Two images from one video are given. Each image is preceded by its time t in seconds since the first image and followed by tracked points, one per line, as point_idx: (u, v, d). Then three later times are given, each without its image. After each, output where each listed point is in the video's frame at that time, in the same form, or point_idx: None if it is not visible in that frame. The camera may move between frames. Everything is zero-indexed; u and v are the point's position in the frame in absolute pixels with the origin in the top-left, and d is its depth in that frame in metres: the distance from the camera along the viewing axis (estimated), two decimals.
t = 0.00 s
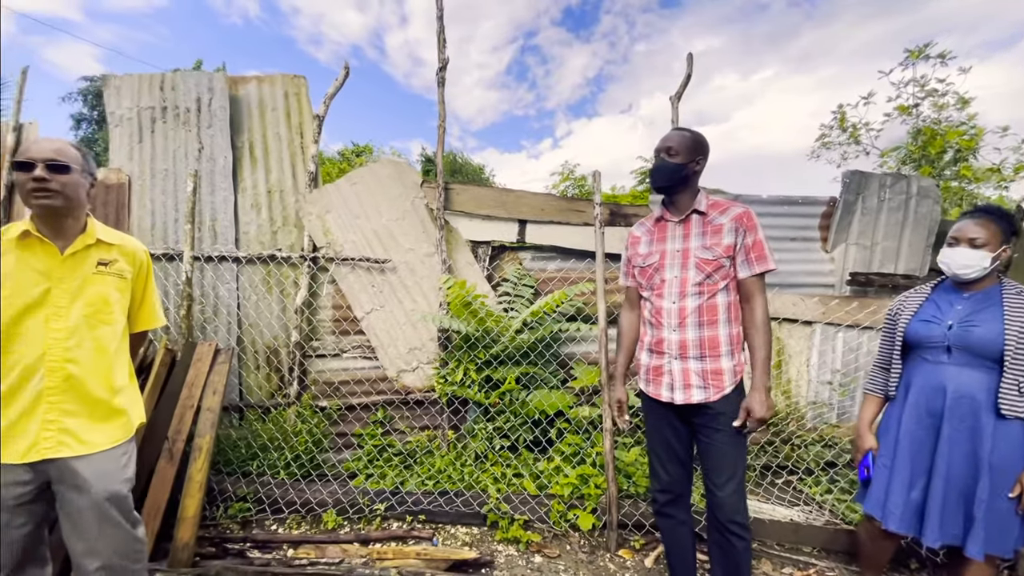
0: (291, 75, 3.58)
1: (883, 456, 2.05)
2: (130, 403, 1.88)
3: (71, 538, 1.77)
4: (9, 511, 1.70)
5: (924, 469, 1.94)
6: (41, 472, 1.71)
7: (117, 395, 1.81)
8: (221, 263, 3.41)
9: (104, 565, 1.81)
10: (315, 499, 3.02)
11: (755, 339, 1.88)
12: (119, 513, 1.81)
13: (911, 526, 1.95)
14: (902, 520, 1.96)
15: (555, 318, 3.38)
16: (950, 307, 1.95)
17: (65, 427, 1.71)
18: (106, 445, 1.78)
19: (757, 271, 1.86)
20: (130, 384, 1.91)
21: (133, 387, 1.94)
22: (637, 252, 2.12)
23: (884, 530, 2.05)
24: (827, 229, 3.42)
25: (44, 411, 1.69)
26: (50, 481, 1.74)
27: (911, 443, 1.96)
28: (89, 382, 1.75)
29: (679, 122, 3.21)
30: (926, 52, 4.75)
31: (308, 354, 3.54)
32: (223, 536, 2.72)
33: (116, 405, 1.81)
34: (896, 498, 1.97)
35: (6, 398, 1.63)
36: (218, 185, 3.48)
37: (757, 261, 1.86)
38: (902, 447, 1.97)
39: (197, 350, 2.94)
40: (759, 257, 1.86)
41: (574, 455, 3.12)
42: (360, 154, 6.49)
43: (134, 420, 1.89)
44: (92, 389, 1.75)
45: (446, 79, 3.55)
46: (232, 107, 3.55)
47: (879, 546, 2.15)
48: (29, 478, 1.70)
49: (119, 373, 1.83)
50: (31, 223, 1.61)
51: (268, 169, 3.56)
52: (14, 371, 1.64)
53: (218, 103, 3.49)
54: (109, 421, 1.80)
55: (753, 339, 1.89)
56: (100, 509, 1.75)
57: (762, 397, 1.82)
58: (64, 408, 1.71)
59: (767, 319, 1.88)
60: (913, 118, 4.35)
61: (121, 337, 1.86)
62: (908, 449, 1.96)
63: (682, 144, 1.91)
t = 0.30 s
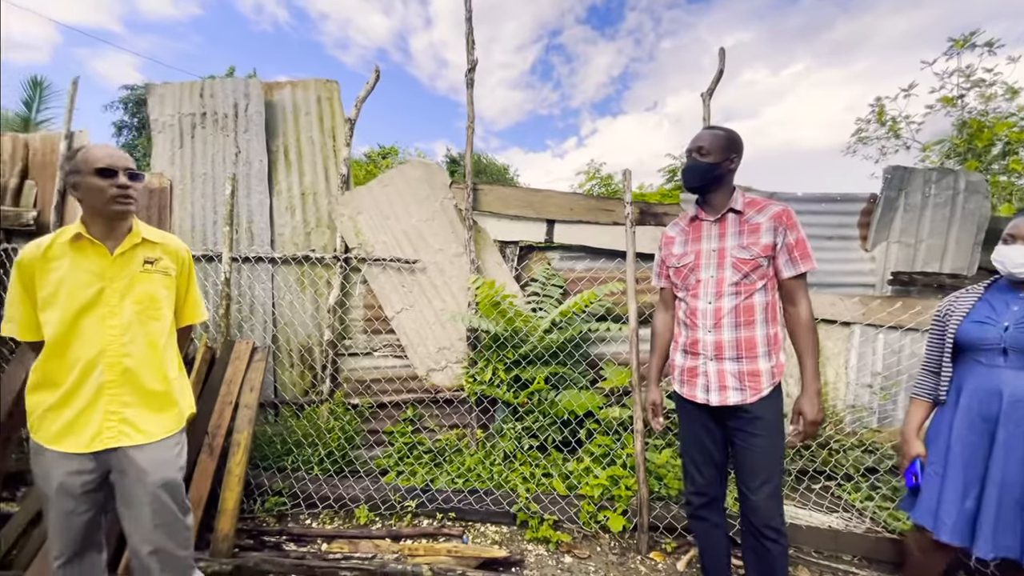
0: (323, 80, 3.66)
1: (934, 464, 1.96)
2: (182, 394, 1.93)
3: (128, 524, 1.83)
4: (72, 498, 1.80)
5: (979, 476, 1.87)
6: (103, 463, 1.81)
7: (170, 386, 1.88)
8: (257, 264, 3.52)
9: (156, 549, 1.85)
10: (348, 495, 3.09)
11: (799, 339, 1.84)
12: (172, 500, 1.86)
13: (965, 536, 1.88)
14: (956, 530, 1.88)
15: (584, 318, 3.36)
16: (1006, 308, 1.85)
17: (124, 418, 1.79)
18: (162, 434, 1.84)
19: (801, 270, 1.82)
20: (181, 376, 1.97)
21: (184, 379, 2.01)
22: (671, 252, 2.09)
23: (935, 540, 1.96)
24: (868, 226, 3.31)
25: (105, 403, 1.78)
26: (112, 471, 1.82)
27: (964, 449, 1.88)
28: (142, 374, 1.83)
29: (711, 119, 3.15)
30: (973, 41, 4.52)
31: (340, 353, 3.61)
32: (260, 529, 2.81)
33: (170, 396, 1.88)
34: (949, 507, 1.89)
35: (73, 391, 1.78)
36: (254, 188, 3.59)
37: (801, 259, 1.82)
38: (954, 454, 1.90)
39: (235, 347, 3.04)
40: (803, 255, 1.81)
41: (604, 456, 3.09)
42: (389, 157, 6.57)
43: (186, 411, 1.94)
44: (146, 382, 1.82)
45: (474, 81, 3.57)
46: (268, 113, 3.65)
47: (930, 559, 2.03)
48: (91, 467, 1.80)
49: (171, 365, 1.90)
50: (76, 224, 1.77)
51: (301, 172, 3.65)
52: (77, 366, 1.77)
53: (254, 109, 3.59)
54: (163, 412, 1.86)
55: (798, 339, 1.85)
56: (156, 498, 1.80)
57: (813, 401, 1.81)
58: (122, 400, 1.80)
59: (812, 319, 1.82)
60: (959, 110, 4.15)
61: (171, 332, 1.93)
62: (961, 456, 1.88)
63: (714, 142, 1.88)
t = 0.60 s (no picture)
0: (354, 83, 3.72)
1: (986, 472, 1.87)
2: (242, 386, 2.03)
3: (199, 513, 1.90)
4: (149, 488, 1.86)
5: None
6: (178, 452, 1.89)
7: (233, 377, 1.97)
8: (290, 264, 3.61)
9: (219, 536, 1.94)
10: (379, 491, 3.14)
11: (835, 339, 1.77)
12: (230, 487, 1.95)
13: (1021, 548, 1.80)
14: (1011, 542, 1.80)
15: (613, 318, 3.34)
16: None
17: (197, 409, 1.88)
18: (230, 423, 1.95)
19: (839, 268, 1.75)
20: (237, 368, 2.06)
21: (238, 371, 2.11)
22: (706, 250, 2.05)
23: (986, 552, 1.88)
24: (910, 223, 3.18)
25: (179, 396, 1.86)
26: (185, 460, 1.91)
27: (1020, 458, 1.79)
28: (210, 368, 1.91)
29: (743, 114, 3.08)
30: None
31: (370, 352, 3.66)
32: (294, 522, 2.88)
33: (234, 386, 1.98)
34: (1004, 518, 1.81)
35: (147, 386, 1.84)
36: (287, 191, 3.68)
37: (838, 258, 1.75)
38: (1009, 463, 1.81)
39: (271, 346, 3.13)
40: (841, 254, 1.74)
41: (633, 458, 3.06)
42: (416, 158, 6.64)
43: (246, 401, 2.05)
44: (214, 375, 1.91)
45: (501, 81, 3.58)
46: (300, 116, 3.74)
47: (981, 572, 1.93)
48: (163, 459, 1.86)
49: (232, 358, 2.00)
50: (140, 226, 1.83)
51: (333, 174, 3.72)
52: (151, 361, 1.84)
53: (287, 113, 3.69)
54: (229, 402, 1.96)
55: (834, 339, 1.78)
56: (223, 484, 1.90)
57: (841, 401, 1.73)
58: (194, 393, 1.88)
59: (851, 318, 1.75)
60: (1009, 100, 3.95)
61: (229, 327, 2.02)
62: (1016, 464, 1.80)
63: (756, 140, 1.84)
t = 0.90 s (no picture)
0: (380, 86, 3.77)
1: None
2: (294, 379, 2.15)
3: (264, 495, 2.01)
4: (218, 481, 1.92)
5: None
6: (245, 446, 1.97)
7: (289, 371, 2.09)
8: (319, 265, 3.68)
9: (274, 522, 2.06)
10: (405, 489, 3.18)
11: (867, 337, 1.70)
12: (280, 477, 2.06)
13: None
14: None
15: (639, 318, 3.31)
16: None
17: (264, 404, 1.98)
18: (290, 414, 2.07)
19: (873, 267, 1.68)
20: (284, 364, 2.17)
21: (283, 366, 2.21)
22: (736, 249, 2.02)
23: None
24: (952, 220, 3.05)
25: (249, 393, 1.95)
26: (251, 452, 1.99)
27: None
28: (272, 364, 2.02)
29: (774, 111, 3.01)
30: None
31: (396, 351, 3.71)
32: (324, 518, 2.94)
33: (290, 380, 2.10)
34: None
35: (218, 387, 1.91)
36: (316, 193, 3.76)
37: (873, 256, 1.68)
38: None
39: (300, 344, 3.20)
40: (875, 251, 1.68)
41: (660, 460, 3.03)
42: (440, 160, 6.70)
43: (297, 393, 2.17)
44: (275, 370, 2.02)
45: (526, 81, 3.59)
46: (329, 119, 3.81)
47: None
48: (227, 453, 1.92)
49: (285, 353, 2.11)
50: (196, 233, 1.89)
51: (360, 176, 3.78)
52: (222, 363, 1.91)
53: (316, 117, 3.76)
54: (287, 394, 2.07)
55: (864, 337, 1.71)
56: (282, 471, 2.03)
57: (864, 397, 1.67)
58: (259, 389, 1.97)
59: (886, 310, 1.68)
60: None
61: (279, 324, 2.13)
62: None
63: (802, 137, 1.79)
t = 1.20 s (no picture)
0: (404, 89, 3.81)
1: None
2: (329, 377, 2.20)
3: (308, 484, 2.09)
4: (260, 475, 1.97)
5: None
6: (283, 442, 2.01)
7: (326, 369, 2.14)
8: (345, 266, 3.74)
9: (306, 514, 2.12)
10: (429, 487, 3.21)
11: (913, 342, 1.66)
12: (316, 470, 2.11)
13: None
14: None
15: (664, 318, 3.26)
16: None
17: (304, 402, 2.02)
18: (327, 411, 2.11)
19: (916, 268, 1.64)
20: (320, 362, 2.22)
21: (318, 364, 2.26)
22: (766, 248, 1.97)
23: None
24: (995, 217, 2.92)
25: (289, 393, 1.99)
26: (290, 448, 2.03)
27: None
28: (310, 364, 2.07)
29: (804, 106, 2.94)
30: None
31: (419, 351, 3.74)
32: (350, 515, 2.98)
33: (326, 378, 2.15)
34: None
35: (261, 387, 1.95)
36: (342, 195, 3.82)
37: (915, 257, 1.63)
38: None
39: (327, 344, 3.26)
40: (918, 251, 1.63)
41: (685, 462, 2.99)
42: (462, 160, 6.73)
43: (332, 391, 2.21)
44: (313, 368, 2.07)
45: (549, 81, 3.58)
46: (354, 122, 3.86)
47: None
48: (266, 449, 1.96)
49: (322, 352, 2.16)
50: (236, 237, 1.93)
51: (384, 178, 3.83)
52: (264, 363, 1.96)
53: (342, 120, 3.82)
54: (325, 392, 2.12)
55: (909, 341, 1.67)
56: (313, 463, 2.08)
57: (920, 410, 1.63)
58: (299, 388, 2.01)
59: (929, 320, 1.64)
60: None
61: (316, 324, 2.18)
62: None
63: (838, 132, 1.75)
